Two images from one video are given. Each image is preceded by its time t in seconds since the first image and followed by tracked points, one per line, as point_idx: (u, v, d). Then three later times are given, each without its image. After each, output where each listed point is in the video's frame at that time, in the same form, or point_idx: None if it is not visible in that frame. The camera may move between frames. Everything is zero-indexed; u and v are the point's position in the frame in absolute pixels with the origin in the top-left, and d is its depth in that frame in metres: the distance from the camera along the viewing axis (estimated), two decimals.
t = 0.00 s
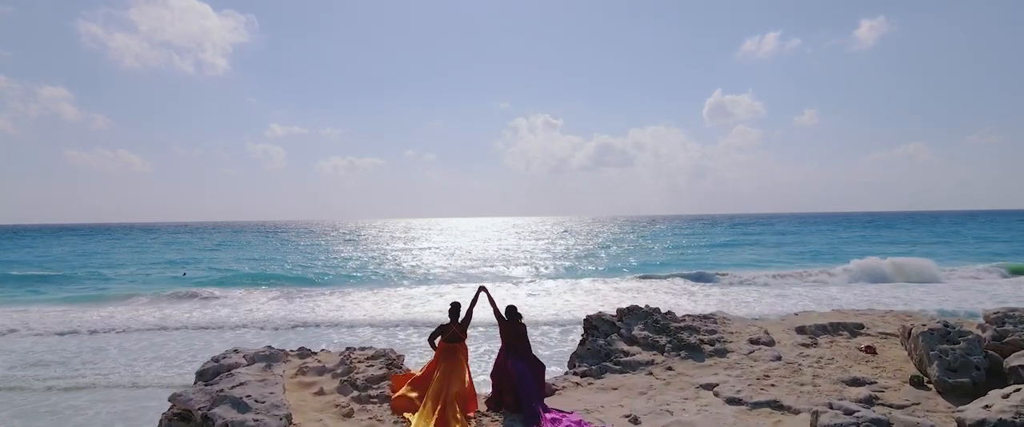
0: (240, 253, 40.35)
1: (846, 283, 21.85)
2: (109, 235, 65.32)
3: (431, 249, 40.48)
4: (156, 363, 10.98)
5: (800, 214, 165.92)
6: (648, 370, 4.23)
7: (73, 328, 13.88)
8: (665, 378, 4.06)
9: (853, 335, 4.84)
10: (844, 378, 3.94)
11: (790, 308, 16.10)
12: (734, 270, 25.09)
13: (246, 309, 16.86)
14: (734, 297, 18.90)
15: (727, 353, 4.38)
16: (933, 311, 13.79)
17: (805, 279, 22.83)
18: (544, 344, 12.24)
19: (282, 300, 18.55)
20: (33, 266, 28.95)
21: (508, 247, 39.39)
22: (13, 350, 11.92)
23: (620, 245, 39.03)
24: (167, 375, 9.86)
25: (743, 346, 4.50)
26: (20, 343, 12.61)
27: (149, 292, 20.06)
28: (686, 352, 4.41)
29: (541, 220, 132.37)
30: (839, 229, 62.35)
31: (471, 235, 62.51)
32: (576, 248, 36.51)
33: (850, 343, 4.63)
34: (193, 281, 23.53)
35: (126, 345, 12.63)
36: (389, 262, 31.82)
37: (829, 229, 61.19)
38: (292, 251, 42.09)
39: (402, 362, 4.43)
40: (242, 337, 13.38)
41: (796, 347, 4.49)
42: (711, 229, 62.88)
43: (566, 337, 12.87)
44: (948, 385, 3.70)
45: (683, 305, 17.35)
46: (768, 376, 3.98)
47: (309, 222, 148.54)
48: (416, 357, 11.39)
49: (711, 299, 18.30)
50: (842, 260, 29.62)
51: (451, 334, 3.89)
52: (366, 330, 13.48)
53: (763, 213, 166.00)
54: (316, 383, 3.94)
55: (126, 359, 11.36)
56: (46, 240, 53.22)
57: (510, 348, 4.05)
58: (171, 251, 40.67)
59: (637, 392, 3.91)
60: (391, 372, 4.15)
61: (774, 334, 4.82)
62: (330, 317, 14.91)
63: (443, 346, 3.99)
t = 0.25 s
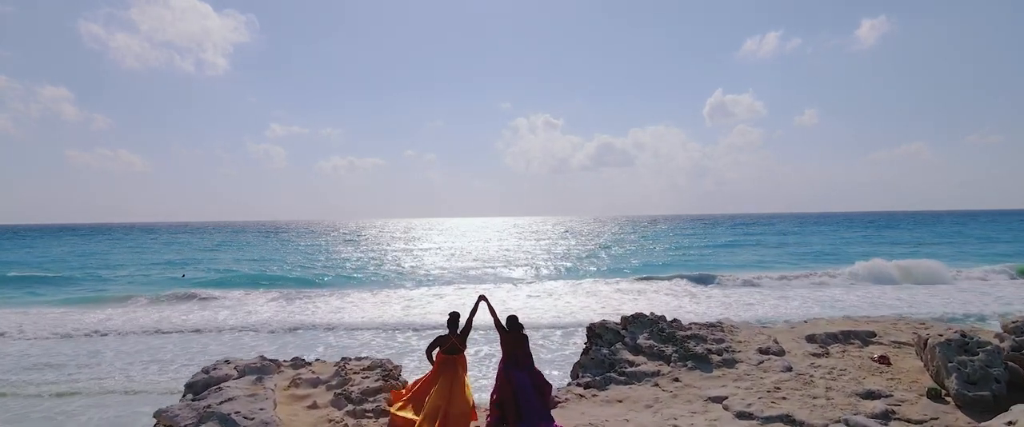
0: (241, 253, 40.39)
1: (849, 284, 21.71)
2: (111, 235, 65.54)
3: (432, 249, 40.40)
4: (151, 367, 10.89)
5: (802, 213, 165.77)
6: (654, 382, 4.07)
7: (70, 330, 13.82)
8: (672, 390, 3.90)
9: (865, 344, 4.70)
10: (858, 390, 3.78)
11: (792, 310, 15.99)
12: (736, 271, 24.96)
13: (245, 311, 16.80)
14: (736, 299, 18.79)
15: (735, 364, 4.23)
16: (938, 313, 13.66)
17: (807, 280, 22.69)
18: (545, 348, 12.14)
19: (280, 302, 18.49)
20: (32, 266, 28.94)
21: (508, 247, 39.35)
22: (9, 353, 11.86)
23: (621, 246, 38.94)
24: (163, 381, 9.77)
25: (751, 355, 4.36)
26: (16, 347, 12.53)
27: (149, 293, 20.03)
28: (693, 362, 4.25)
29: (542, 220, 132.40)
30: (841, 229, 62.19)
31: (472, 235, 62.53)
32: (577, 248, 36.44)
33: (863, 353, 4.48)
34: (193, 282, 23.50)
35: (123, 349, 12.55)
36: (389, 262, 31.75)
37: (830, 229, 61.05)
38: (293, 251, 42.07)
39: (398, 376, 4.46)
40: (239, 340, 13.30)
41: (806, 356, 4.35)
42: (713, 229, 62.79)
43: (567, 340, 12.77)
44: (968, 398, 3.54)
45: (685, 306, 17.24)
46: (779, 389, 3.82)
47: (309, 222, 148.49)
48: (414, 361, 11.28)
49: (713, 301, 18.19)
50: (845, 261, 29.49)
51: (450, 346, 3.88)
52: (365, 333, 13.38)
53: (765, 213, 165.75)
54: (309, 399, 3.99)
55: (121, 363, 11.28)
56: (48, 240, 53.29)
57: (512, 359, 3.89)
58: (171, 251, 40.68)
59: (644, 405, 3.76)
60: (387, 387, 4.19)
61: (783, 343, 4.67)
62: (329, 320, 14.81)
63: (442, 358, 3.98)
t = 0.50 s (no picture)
0: (242, 254, 40.36)
1: (852, 286, 21.53)
2: (112, 235, 65.63)
3: (433, 250, 40.26)
4: (145, 373, 10.76)
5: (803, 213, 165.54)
6: (663, 397, 3.90)
7: (67, 334, 13.69)
8: (682, 406, 3.73)
9: (881, 356, 4.54)
10: (876, 407, 3.59)
11: (796, 312, 15.82)
12: (739, 273, 24.77)
13: (243, 313, 16.67)
14: (739, 301, 18.62)
15: (747, 378, 4.06)
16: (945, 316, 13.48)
17: (811, 281, 22.52)
18: (546, 352, 11.98)
19: (280, 304, 18.35)
20: (31, 267, 28.82)
21: (509, 248, 39.18)
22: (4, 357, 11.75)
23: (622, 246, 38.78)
24: (159, 387, 9.63)
25: (763, 369, 4.19)
26: (11, 351, 12.41)
27: (148, 295, 19.93)
28: (702, 376, 4.08)
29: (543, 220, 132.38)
30: (843, 229, 62.00)
31: (473, 235, 62.43)
32: (578, 249, 36.29)
33: (880, 367, 4.30)
34: (192, 283, 23.42)
35: (119, 353, 12.42)
36: (389, 263, 31.60)
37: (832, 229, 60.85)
38: (293, 252, 42.00)
39: (394, 391, 4.45)
40: (237, 344, 13.17)
41: (821, 370, 4.18)
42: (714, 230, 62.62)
43: (568, 343, 12.60)
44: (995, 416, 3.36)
45: (688, 308, 17.08)
46: (794, 405, 3.64)
47: (310, 222, 148.26)
48: (412, 366, 11.12)
49: (716, 303, 18.02)
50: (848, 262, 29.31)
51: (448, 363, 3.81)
52: (364, 336, 13.24)
53: (766, 213, 165.42)
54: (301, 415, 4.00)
55: (116, 369, 11.15)
56: (47, 241, 53.16)
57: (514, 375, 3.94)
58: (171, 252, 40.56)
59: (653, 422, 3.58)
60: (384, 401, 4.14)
61: (795, 356, 4.50)
62: (328, 323, 14.66)
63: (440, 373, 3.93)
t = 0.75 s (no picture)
0: (241, 254, 40.24)
1: (856, 288, 21.38)
2: (111, 235, 65.54)
3: (434, 251, 40.15)
4: (142, 379, 10.63)
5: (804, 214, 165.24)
6: (670, 411, 3.75)
7: (64, 337, 13.58)
8: (692, 420, 3.56)
9: (896, 366, 4.40)
10: (897, 422, 3.40)
11: (800, 314, 15.65)
12: (742, 274, 24.61)
13: (242, 315, 16.56)
14: (742, 303, 18.47)
15: (759, 392, 3.89)
16: (951, 319, 13.34)
17: (814, 283, 22.35)
18: (547, 356, 11.84)
19: (279, 306, 18.24)
20: (29, 268, 28.71)
21: (510, 249, 39.03)
22: None
23: (624, 247, 38.60)
24: (154, 392, 9.50)
25: (775, 380, 4.04)
26: (7, 355, 12.29)
27: (147, 297, 19.82)
28: (711, 389, 3.93)
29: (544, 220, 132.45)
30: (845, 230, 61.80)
31: (473, 236, 62.28)
32: (579, 250, 36.16)
33: (897, 379, 4.14)
34: (191, 284, 23.33)
35: (116, 357, 12.31)
36: (390, 265, 31.48)
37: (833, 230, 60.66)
38: (293, 253, 41.94)
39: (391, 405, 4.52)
40: (235, 347, 13.05)
41: (835, 381, 4.04)
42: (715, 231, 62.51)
43: (570, 347, 12.45)
44: None
45: (690, 311, 16.93)
46: (809, 419, 3.47)
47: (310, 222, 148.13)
48: (412, 371, 10.98)
49: (719, 305, 17.87)
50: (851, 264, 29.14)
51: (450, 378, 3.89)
52: (363, 339, 13.12)
53: (767, 214, 165.28)
54: None
55: (111, 374, 11.02)
56: (46, 241, 53.01)
57: (515, 385, 4.31)
58: (169, 253, 40.14)
59: None
60: (379, 412, 4.22)
61: (808, 367, 4.34)
62: (327, 326, 14.53)
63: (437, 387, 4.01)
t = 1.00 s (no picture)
0: (242, 255, 40.20)
1: (861, 290, 21.18)
2: (113, 235, 65.63)
3: (435, 252, 40.00)
4: (137, 384, 10.50)
5: (806, 214, 164.86)
6: None
7: (60, 340, 13.44)
8: None
9: (915, 378, 4.28)
10: None
11: (805, 317, 15.48)
12: (745, 276, 24.40)
13: (241, 317, 16.42)
14: (745, 305, 18.29)
15: (775, 407, 3.69)
16: (958, 324, 13.15)
17: (818, 285, 22.16)
18: (549, 361, 11.67)
19: (278, 308, 18.09)
20: (28, 269, 28.58)
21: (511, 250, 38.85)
22: None
23: (626, 248, 38.46)
24: (149, 398, 9.37)
25: (791, 394, 3.85)
26: (2, 359, 12.14)
27: (145, 298, 19.67)
28: (724, 404, 3.74)
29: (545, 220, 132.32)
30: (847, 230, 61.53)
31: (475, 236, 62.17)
32: (581, 251, 35.98)
33: (917, 393, 3.99)
34: (192, 285, 23.24)
35: (113, 361, 12.16)
36: (390, 266, 31.30)
37: (836, 231, 60.36)
38: (295, 254, 41.84)
39: (387, 421, 4.68)
40: (233, 350, 12.89)
41: (853, 395, 3.85)
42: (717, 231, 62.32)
43: (572, 351, 12.28)
44: None
45: (693, 313, 16.74)
46: None
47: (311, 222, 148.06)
48: (412, 376, 10.83)
49: (722, 308, 17.69)
50: (855, 265, 28.93)
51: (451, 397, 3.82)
52: (363, 343, 12.97)
53: (769, 214, 164.98)
54: None
55: (106, 379, 10.89)
56: (46, 241, 52.90)
57: (517, 399, 4.29)
58: (170, 254, 40.16)
59: None
60: None
61: (824, 379, 4.17)
62: (326, 329, 14.38)
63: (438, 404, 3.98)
